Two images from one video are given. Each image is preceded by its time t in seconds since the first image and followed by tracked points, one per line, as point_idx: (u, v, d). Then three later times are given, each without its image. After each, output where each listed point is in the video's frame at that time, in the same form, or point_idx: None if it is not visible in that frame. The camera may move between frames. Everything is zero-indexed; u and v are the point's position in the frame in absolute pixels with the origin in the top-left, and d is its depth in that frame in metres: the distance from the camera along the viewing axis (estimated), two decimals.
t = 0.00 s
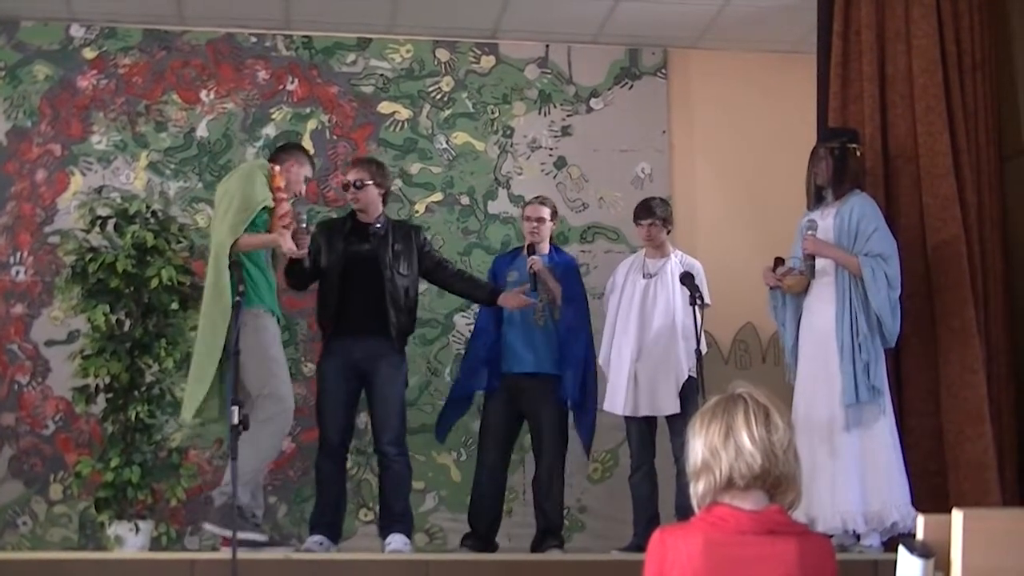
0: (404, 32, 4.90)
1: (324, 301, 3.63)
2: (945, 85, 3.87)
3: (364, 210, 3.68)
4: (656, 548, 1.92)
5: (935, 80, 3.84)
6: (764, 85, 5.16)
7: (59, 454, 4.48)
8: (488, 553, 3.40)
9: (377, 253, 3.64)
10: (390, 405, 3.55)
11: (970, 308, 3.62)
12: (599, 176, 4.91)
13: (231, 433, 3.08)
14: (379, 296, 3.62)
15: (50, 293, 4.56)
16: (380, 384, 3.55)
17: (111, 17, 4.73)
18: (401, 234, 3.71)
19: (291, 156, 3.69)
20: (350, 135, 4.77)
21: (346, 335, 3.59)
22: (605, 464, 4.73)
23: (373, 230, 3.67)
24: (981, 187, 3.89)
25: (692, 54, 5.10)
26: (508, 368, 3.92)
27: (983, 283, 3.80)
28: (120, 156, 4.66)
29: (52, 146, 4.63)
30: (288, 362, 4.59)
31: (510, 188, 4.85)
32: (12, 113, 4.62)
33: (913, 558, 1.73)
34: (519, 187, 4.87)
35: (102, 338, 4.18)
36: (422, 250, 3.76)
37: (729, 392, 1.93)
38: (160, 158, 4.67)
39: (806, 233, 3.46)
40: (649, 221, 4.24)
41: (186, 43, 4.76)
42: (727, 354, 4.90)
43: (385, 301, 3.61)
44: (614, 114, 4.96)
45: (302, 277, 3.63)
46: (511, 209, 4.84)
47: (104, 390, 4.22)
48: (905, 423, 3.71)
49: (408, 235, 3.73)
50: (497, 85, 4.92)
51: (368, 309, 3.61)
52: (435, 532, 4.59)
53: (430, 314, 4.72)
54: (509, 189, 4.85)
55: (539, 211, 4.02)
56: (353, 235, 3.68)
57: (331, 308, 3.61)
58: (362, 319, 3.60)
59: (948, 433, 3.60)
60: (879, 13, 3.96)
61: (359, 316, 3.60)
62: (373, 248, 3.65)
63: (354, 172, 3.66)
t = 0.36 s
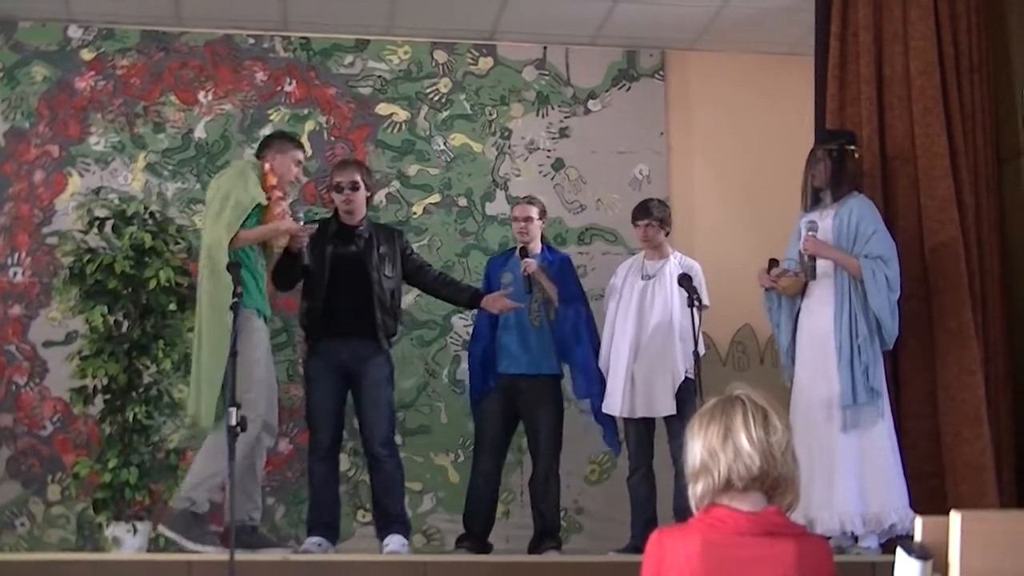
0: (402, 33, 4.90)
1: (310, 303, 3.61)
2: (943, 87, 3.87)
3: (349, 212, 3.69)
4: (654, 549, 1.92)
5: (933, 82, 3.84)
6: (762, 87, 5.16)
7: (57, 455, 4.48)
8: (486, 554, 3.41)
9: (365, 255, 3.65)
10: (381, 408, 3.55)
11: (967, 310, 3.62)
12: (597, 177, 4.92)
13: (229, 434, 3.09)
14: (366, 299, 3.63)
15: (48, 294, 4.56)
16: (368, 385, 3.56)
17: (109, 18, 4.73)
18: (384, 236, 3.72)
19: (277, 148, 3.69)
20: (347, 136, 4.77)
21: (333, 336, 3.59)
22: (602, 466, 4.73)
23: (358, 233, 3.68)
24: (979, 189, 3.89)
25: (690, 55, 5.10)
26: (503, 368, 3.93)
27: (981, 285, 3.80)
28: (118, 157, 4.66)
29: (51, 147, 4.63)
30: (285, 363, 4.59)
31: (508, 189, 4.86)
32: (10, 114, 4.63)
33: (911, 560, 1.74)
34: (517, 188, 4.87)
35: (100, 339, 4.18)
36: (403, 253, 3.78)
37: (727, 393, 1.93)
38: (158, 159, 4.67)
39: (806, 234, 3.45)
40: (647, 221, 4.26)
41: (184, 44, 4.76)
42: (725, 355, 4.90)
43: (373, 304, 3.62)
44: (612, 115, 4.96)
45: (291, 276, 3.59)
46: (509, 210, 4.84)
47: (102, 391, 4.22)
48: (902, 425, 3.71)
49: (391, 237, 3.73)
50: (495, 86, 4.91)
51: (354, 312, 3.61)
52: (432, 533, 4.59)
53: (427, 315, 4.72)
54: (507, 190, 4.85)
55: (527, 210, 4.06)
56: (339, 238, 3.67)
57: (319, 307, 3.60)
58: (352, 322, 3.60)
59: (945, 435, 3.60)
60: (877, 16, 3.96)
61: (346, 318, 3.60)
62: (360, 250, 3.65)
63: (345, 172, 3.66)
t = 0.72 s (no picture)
0: (403, 28, 4.90)
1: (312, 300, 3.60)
2: (944, 84, 3.87)
3: (355, 208, 3.70)
4: (653, 545, 1.92)
5: (934, 79, 3.83)
6: (763, 83, 5.15)
7: (57, 450, 4.48)
8: (485, 550, 3.41)
9: (369, 252, 3.64)
10: (383, 402, 3.57)
11: (968, 307, 3.62)
12: (598, 174, 4.92)
13: (229, 430, 3.09)
14: (371, 295, 3.61)
15: (48, 290, 4.56)
16: (369, 379, 3.57)
17: (109, 13, 4.73)
18: (389, 233, 3.73)
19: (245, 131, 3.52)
20: (348, 132, 4.77)
21: (333, 331, 3.58)
22: (602, 462, 4.73)
23: (365, 229, 3.68)
24: (980, 185, 3.89)
25: (691, 52, 5.09)
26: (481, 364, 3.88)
27: (981, 281, 3.80)
28: (119, 152, 4.65)
29: (51, 142, 4.63)
30: (285, 358, 4.59)
31: (509, 185, 4.85)
32: (10, 109, 4.62)
33: (910, 556, 1.73)
34: (518, 184, 4.87)
35: (100, 334, 4.18)
36: (408, 250, 3.78)
37: (728, 390, 1.93)
38: (159, 154, 4.67)
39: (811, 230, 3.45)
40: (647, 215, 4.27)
41: (184, 39, 4.76)
42: (726, 352, 4.90)
43: (377, 301, 3.60)
44: (613, 111, 4.95)
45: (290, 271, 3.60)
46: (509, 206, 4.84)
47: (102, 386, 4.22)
48: (902, 421, 3.71)
49: (397, 234, 3.75)
50: (496, 82, 4.91)
51: (356, 308, 3.60)
52: (432, 529, 4.60)
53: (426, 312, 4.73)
54: (507, 186, 4.85)
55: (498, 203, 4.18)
56: (344, 234, 3.66)
57: (319, 304, 3.58)
58: (355, 318, 3.59)
59: (945, 432, 3.60)
60: (878, 12, 3.95)
61: (349, 314, 3.59)
62: (366, 247, 3.65)
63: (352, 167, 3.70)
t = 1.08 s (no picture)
0: (404, 25, 4.90)
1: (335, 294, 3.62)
2: (945, 81, 3.87)
3: (382, 199, 3.70)
4: (656, 541, 1.93)
5: (935, 75, 3.83)
6: (764, 80, 5.15)
7: (58, 447, 4.48)
8: (487, 547, 3.41)
9: (393, 245, 3.66)
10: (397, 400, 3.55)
11: (969, 303, 3.62)
12: (600, 171, 4.92)
13: (231, 427, 3.10)
14: (394, 288, 3.63)
15: (50, 286, 4.56)
16: (386, 377, 3.57)
17: (111, 10, 4.73)
18: (416, 227, 3.73)
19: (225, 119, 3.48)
20: (349, 128, 4.77)
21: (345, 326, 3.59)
22: (603, 458, 4.73)
23: (389, 221, 3.69)
24: (981, 181, 3.89)
25: (692, 49, 5.10)
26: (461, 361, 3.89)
27: (982, 278, 3.80)
28: (120, 149, 4.65)
29: (53, 139, 4.63)
30: (287, 355, 4.60)
31: (510, 182, 4.86)
32: (12, 106, 4.63)
33: (912, 553, 1.73)
34: (520, 181, 4.87)
35: (102, 330, 4.19)
36: (437, 245, 3.76)
37: (732, 387, 1.93)
38: (161, 151, 4.68)
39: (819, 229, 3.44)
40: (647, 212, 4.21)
41: (186, 36, 4.76)
42: (727, 349, 4.90)
43: (397, 294, 3.62)
44: (615, 108, 4.96)
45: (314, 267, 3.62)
46: (510, 203, 4.84)
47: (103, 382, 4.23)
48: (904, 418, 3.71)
49: (423, 228, 3.74)
50: (497, 79, 4.91)
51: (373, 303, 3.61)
52: (433, 526, 4.59)
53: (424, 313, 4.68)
54: (508, 183, 4.85)
55: (494, 202, 4.05)
56: (369, 225, 3.68)
57: (341, 299, 3.60)
58: (372, 313, 3.60)
59: (946, 428, 3.60)
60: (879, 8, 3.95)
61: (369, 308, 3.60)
62: (388, 240, 3.67)
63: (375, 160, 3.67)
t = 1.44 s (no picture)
0: (408, 27, 4.90)
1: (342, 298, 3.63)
2: (949, 81, 3.87)
3: (387, 201, 3.71)
4: (662, 543, 1.93)
5: (939, 75, 3.83)
6: (767, 81, 5.15)
7: (63, 450, 4.48)
8: (491, 549, 3.41)
9: (395, 245, 3.66)
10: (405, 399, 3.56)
11: (974, 304, 3.62)
12: (603, 172, 4.92)
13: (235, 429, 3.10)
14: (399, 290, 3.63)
15: (54, 290, 4.56)
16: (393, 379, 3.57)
17: (115, 13, 4.74)
18: (421, 225, 3.71)
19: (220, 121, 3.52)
20: (353, 130, 4.77)
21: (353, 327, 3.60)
22: (608, 460, 4.73)
23: (392, 221, 3.69)
24: (985, 181, 3.89)
25: (695, 50, 5.10)
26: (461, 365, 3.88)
27: (986, 278, 3.80)
28: (124, 152, 4.66)
29: (56, 142, 4.63)
30: (292, 358, 4.60)
31: (514, 184, 4.86)
32: (16, 109, 4.63)
33: (917, 555, 1.72)
34: (523, 183, 4.87)
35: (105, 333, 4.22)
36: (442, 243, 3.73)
37: (737, 387, 1.94)
38: (164, 154, 4.68)
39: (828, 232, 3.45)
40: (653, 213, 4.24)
41: (189, 38, 4.76)
42: (731, 349, 4.90)
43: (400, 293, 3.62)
44: (618, 109, 4.95)
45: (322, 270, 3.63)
46: (514, 205, 4.85)
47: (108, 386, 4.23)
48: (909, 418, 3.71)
49: (428, 225, 3.72)
50: (500, 80, 4.91)
51: (376, 304, 3.61)
52: (438, 528, 4.59)
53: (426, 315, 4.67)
54: (512, 185, 4.85)
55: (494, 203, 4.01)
56: (374, 227, 3.69)
57: (349, 303, 3.60)
58: (376, 315, 3.60)
59: (952, 429, 3.60)
60: (883, 8, 3.94)
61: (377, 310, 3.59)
62: (392, 241, 3.66)
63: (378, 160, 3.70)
